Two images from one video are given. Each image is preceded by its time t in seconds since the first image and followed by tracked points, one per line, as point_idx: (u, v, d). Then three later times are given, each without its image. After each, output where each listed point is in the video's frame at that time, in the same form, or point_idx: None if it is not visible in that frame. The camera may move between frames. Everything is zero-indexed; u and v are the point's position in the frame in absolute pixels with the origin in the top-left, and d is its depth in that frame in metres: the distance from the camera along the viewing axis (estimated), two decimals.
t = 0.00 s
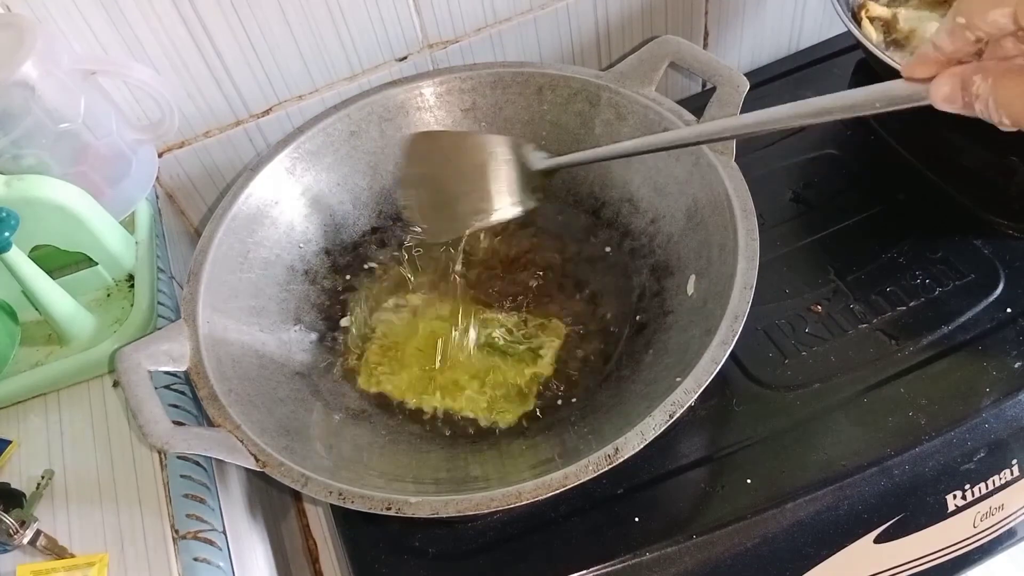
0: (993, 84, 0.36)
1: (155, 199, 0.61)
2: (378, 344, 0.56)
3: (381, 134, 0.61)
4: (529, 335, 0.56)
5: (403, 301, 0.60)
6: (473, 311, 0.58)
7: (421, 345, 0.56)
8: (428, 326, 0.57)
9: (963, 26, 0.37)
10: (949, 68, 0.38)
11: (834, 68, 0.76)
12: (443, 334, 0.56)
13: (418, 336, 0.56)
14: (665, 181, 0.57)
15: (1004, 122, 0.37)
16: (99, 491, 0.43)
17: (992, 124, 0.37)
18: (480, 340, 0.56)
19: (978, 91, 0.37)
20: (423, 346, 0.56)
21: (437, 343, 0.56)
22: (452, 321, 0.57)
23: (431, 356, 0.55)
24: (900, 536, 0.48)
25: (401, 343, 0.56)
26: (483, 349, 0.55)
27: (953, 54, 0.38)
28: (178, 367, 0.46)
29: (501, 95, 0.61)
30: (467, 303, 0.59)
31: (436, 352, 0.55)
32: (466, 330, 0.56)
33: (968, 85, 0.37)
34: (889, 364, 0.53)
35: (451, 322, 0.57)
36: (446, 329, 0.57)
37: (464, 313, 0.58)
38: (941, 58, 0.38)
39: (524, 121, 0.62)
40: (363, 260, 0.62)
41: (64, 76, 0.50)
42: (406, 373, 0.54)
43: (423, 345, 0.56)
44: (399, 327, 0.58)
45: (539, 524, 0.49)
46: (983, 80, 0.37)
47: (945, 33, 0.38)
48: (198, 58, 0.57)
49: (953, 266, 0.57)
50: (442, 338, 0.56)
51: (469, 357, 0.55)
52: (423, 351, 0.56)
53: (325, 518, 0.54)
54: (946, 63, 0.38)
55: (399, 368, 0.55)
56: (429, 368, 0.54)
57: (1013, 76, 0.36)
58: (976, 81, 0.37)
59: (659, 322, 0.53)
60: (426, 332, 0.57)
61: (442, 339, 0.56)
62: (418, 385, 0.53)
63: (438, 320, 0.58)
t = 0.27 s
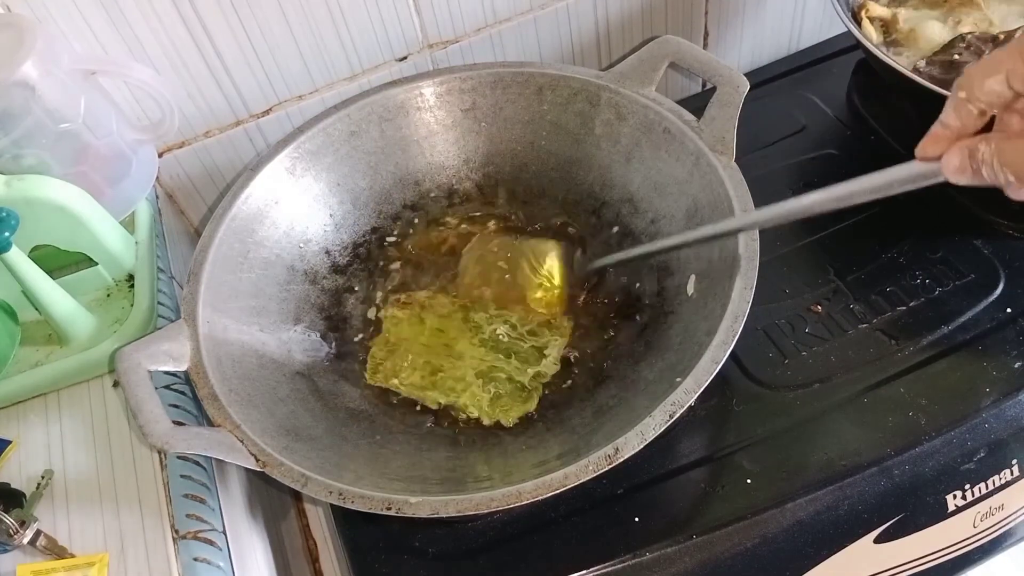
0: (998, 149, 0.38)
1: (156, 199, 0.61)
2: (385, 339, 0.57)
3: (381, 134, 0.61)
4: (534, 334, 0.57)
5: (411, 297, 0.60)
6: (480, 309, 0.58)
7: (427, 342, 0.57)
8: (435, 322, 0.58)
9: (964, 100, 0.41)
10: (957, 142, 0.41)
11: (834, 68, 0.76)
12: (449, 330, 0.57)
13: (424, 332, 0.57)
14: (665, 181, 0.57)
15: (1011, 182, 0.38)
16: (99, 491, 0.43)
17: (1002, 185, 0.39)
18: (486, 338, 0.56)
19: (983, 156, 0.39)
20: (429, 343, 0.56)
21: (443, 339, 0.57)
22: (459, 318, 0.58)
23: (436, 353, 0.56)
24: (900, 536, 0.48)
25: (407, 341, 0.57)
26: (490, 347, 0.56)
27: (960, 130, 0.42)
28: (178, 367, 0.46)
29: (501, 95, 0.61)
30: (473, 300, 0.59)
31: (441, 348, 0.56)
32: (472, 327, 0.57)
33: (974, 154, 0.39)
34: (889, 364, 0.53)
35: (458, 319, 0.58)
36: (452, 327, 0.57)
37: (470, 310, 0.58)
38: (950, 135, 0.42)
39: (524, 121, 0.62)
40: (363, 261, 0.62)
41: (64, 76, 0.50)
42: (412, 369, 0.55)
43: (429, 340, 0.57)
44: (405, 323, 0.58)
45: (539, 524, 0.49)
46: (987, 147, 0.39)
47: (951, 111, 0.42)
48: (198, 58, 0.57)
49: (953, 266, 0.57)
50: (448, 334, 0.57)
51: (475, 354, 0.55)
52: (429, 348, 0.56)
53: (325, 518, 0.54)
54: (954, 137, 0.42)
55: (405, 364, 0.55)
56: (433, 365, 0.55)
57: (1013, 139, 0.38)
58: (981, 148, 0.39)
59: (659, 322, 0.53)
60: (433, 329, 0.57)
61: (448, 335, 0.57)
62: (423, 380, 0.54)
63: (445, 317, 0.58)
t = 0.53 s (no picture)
0: (970, 202, 0.39)
1: (155, 199, 0.61)
2: (336, 346, 0.55)
3: (381, 134, 0.61)
4: (479, 378, 0.53)
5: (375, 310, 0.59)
6: (434, 339, 0.56)
7: (372, 360, 0.54)
8: (387, 343, 0.56)
9: (935, 162, 0.44)
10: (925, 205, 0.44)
11: (834, 68, 0.76)
12: (397, 352, 0.55)
13: (370, 351, 0.55)
14: (665, 181, 0.57)
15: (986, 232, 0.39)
16: (99, 491, 0.43)
17: (977, 240, 0.40)
18: (433, 368, 0.54)
19: (956, 213, 0.39)
20: (373, 361, 0.54)
21: (390, 360, 0.54)
22: (410, 342, 0.56)
23: (379, 371, 0.54)
24: (899, 536, 0.48)
25: (354, 351, 0.55)
26: (433, 377, 0.53)
27: (928, 192, 0.45)
28: (178, 366, 0.46)
29: (501, 95, 0.61)
30: (430, 329, 0.56)
31: (386, 370, 0.54)
32: (421, 354, 0.55)
33: (945, 213, 0.40)
34: (889, 364, 0.53)
35: (410, 343, 0.56)
36: (403, 349, 0.55)
37: (425, 336, 0.56)
38: (919, 198, 0.45)
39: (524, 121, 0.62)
40: (362, 260, 0.62)
41: (64, 76, 0.50)
42: (350, 379, 0.53)
43: (374, 359, 0.54)
44: (357, 338, 0.56)
45: (539, 524, 0.49)
46: (958, 206, 0.40)
47: (921, 175, 0.45)
48: (198, 58, 0.57)
49: (953, 266, 0.57)
50: (396, 356, 0.55)
51: (416, 381, 0.53)
52: (374, 364, 0.54)
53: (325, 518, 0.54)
54: (922, 201, 0.45)
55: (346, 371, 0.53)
56: (373, 382, 0.53)
57: (984, 195, 0.39)
58: (952, 208, 0.40)
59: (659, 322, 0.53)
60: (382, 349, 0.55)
61: (396, 356, 0.55)
62: (357, 392, 0.52)
63: (398, 339, 0.56)
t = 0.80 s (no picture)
0: (986, 200, 0.39)
1: (155, 199, 0.61)
2: (322, 344, 0.53)
3: (381, 134, 0.61)
4: (469, 371, 0.53)
5: (355, 300, 0.57)
6: (420, 328, 0.54)
7: (356, 353, 0.53)
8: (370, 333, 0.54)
9: (949, 158, 0.44)
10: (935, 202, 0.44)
11: (835, 68, 0.76)
12: (382, 342, 0.53)
13: (356, 345, 0.53)
14: (664, 181, 0.57)
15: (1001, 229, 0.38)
16: (99, 491, 0.43)
17: (989, 236, 0.39)
18: (420, 359, 0.52)
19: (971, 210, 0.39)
20: (357, 355, 0.52)
21: (374, 352, 0.52)
22: (395, 331, 0.54)
23: (365, 366, 0.52)
24: (899, 536, 0.48)
25: (338, 347, 0.53)
26: (421, 370, 0.51)
27: (939, 188, 0.45)
28: (178, 366, 0.46)
29: (501, 95, 0.61)
30: (414, 317, 0.55)
31: (371, 364, 0.52)
32: (407, 344, 0.53)
33: (958, 209, 0.39)
34: (889, 364, 0.53)
35: (394, 332, 0.54)
36: (388, 339, 0.53)
37: (409, 324, 0.54)
38: (929, 194, 0.45)
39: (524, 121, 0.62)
40: (363, 261, 0.63)
41: (64, 76, 0.50)
42: (337, 380, 0.51)
43: (359, 355, 0.52)
44: (342, 330, 0.54)
45: (539, 524, 0.49)
46: (971, 203, 0.39)
47: (932, 171, 0.45)
48: (198, 59, 0.57)
49: (953, 266, 0.57)
50: (381, 347, 0.53)
51: (403, 376, 0.51)
52: (358, 358, 0.52)
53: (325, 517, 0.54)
54: (932, 197, 0.45)
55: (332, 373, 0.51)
56: (359, 381, 0.51)
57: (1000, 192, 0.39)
58: (964, 205, 0.39)
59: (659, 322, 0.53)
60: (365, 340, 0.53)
61: (379, 347, 0.53)
62: (345, 395, 0.50)
63: (381, 328, 0.54)
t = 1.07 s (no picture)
0: None
1: (155, 199, 0.61)
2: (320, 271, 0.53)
3: (381, 134, 0.61)
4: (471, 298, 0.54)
5: (348, 215, 0.53)
6: (420, 252, 0.53)
7: (354, 275, 0.52)
8: (368, 254, 0.52)
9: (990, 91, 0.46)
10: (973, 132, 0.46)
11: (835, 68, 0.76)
12: (382, 268, 0.52)
13: (353, 265, 0.52)
14: (664, 181, 0.57)
15: None
16: (99, 491, 0.43)
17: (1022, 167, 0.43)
18: (421, 288, 0.52)
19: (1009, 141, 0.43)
20: (356, 277, 0.52)
21: (373, 276, 0.52)
22: (394, 255, 0.53)
23: (364, 289, 0.52)
24: (899, 536, 0.48)
25: (334, 270, 0.52)
26: (422, 299, 0.52)
27: (978, 117, 0.46)
28: (178, 366, 0.46)
29: (501, 95, 0.61)
30: (413, 240, 0.54)
31: (369, 287, 0.52)
32: (408, 269, 0.52)
33: (997, 141, 0.43)
34: (889, 364, 0.53)
35: (394, 256, 0.53)
36: (387, 264, 0.52)
37: (409, 248, 0.53)
38: (965, 126, 0.46)
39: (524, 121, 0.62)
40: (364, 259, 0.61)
41: (64, 76, 0.50)
42: (338, 309, 0.52)
43: (356, 278, 0.52)
44: (337, 249, 0.52)
45: (539, 524, 0.49)
46: (1010, 135, 0.43)
47: (971, 103, 0.47)
48: (198, 59, 0.57)
49: (953, 266, 0.57)
50: (380, 272, 0.52)
51: (403, 302, 0.52)
52: (356, 282, 0.52)
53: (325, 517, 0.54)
54: (967, 129, 0.46)
55: (332, 303, 0.52)
56: (359, 309, 0.52)
57: None
58: (1004, 137, 0.43)
59: (658, 323, 0.53)
60: (364, 261, 0.52)
61: (377, 270, 0.52)
62: (348, 328, 0.52)
63: (379, 250, 0.53)
